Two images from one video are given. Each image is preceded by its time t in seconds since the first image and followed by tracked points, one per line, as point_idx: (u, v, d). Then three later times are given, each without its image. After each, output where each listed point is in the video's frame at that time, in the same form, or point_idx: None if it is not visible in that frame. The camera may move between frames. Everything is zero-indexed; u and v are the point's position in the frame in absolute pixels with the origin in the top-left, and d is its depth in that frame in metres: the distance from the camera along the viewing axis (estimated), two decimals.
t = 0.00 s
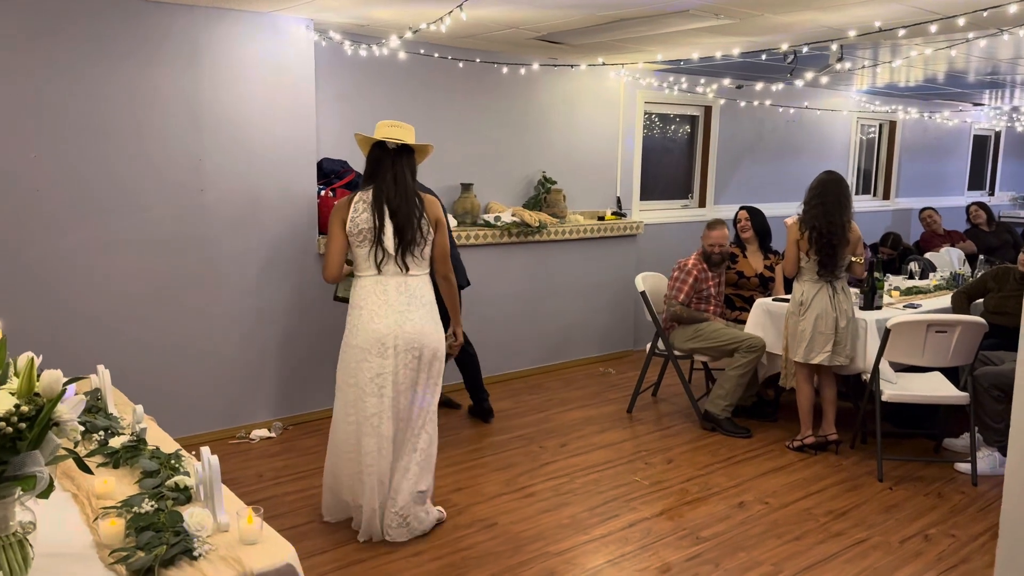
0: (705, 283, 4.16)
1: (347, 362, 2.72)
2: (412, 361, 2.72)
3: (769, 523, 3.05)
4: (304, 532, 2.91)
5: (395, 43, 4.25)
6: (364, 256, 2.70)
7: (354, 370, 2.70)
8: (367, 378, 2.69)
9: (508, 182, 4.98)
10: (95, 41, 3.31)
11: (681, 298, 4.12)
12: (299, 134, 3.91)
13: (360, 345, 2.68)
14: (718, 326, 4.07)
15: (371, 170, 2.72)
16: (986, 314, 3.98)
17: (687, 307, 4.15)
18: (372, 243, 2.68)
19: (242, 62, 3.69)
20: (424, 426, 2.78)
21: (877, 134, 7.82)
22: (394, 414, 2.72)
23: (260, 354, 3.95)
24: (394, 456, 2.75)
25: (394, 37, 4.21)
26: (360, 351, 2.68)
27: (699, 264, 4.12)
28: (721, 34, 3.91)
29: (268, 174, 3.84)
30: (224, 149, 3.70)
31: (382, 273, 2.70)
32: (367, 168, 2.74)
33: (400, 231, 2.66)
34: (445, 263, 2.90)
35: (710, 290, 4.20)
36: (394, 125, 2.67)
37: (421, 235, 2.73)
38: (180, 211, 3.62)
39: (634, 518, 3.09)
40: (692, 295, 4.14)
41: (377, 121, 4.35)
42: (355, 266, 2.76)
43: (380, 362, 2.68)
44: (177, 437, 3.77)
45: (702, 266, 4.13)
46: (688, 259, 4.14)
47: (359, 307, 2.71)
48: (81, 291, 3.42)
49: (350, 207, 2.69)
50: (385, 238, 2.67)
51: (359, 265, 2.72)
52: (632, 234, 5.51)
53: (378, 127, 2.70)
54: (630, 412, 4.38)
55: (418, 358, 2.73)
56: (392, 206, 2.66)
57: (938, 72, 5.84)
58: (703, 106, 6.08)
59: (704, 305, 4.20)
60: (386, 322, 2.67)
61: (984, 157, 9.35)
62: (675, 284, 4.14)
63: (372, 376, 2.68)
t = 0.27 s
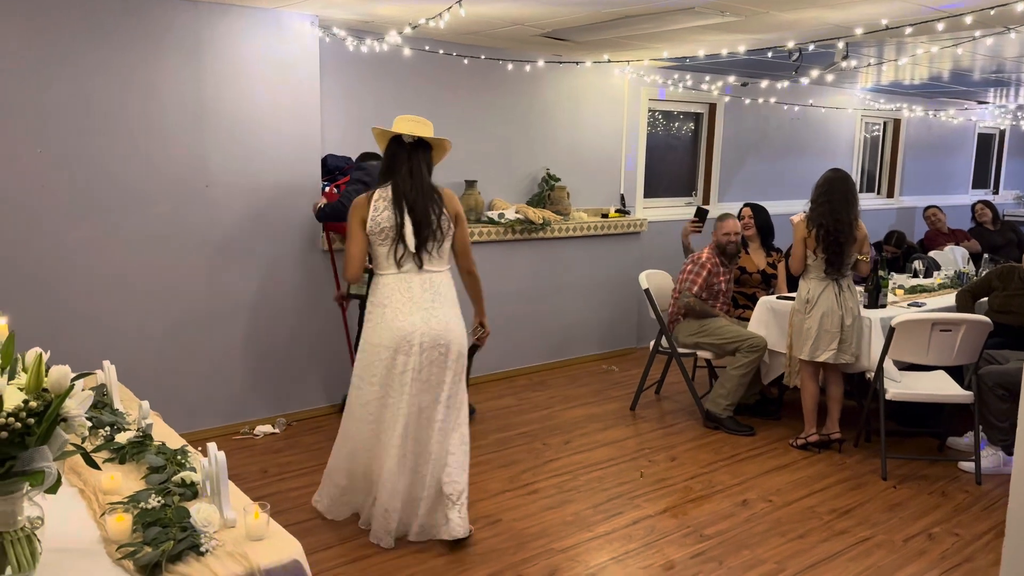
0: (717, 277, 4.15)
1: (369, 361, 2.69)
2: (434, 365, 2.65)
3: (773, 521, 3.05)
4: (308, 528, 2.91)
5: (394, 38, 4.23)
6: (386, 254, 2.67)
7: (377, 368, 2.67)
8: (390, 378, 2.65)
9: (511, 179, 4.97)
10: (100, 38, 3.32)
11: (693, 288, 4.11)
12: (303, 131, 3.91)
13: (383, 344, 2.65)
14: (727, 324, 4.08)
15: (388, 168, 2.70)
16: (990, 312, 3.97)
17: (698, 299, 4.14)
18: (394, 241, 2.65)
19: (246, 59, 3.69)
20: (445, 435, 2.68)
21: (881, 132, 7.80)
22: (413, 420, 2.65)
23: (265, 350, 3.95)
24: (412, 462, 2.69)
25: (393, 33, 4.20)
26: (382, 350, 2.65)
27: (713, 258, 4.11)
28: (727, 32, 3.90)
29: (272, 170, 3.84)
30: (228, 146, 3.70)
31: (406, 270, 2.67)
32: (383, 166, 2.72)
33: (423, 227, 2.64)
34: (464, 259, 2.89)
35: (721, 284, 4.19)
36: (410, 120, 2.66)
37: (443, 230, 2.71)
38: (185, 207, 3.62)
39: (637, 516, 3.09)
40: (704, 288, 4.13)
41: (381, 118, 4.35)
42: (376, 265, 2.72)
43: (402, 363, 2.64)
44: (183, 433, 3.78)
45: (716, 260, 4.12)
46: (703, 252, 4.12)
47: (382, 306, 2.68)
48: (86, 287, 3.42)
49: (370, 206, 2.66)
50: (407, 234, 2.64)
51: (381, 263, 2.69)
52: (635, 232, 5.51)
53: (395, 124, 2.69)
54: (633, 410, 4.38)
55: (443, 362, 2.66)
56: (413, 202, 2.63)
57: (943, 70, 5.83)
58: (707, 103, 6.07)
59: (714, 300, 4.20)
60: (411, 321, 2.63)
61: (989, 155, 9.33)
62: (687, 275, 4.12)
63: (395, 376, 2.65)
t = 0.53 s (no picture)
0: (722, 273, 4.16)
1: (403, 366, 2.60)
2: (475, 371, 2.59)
3: (775, 518, 3.06)
4: (312, 523, 2.92)
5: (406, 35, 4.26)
6: (420, 257, 2.57)
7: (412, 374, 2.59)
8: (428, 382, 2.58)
9: (514, 175, 4.97)
10: (104, 33, 3.32)
11: (700, 283, 4.11)
12: (307, 126, 3.91)
13: (416, 349, 2.57)
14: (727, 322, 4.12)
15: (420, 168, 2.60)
16: (993, 311, 3.97)
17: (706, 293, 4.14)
18: (429, 244, 2.55)
19: (250, 54, 3.69)
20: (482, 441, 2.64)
21: (884, 129, 7.79)
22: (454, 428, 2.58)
23: (268, 345, 3.95)
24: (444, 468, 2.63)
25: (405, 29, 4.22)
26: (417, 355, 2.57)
27: (716, 253, 4.13)
28: (731, 28, 3.90)
29: (276, 166, 3.84)
30: (232, 141, 3.69)
31: (442, 273, 2.58)
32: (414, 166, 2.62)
33: (460, 229, 2.55)
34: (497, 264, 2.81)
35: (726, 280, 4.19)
36: (441, 120, 2.58)
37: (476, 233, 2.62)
38: (189, 202, 3.62)
39: (640, 512, 3.09)
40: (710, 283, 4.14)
41: (384, 114, 4.35)
42: (410, 268, 2.62)
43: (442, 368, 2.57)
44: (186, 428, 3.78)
45: (720, 254, 4.14)
46: (705, 247, 4.14)
47: (417, 310, 2.59)
48: (89, 282, 3.42)
49: (403, 207, 2.56)
50: (443, 237, 2.54)
51: (415, 267, 2.59)
52: (638, 228, 5.51)
53: (427, 124, 2.61)
54: (635, 406, 4.38)
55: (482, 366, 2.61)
56: (448, 203, 2.54)
57: (946, 68, 5.82)
58: (710, 100, 6.06)
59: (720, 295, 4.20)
60: (446, 324, 2.56)
61: (991, 154, 9.32)
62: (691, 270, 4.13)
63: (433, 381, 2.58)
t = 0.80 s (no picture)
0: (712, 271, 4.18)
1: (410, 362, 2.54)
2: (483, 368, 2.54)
3: (775, 515, 3.06)
4: (313, 519, 2.92)
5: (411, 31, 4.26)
6: (427, 248, 2.52)
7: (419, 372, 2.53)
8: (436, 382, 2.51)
9: (515, 172, 4.97)
10: (106, 29, 3.32)
11: (693, 284, 4.11)
12: (308, 123, 3.91)
13: (419, 343, 2.51)
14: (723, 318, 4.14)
15: (434, 159, 2.55)
16: (992, 309, 3.98)
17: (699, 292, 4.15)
18: (437, 234, 2.50)
19: (252, 50, 3.69)
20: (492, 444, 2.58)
21: (883, 127, 7.80)
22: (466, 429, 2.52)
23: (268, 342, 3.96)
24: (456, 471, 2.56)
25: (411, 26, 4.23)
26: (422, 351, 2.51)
27: (705, 251, 4.15)
28: (733, 26, 3.90)
29: (277, 160, 3.84)
30: (234, 137, 3.69)
31: (448, 266, 2.53)
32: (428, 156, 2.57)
33: (470, 224, 2.50)
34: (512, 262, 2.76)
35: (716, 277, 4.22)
36: (458, 113, 2.51)
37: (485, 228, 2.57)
38: (190, 198, 3.61)
39: (640, 509, 3.10)
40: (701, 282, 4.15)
41: (385, 110, 4.34)
42: (415, 257, 2.57)
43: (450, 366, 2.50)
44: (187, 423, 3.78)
45: (709, 253, 4.16)
46: (695, 246, 4.15)
47: (421, 301, 2.52)
48: (91, 278, 3.42)
49: (413, 195, 2.51)
50: (452, 228, 2.49)
51: (420, 257, 2.54)
52: (638, 226, 5.51)
53: (443, 116, 2.53)
54: (635, 403, 4.39)
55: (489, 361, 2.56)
56: (460, 195, 2.49)
57: (947, 66, 5.82)
58: (711, 98, 6.06)
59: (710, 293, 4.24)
60: (451, 317, 2.50)
61: (990, 152, 9.32)
62: (682, 270, 4.14)
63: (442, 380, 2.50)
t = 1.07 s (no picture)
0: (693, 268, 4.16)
1: (403, 369, 2.44)
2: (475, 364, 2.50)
3: (771, 512, 3.07)
4: (310, 516, 2.92)
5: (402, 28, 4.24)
6: (420, 249, 2.44)
7: (416, 378, 2.44)
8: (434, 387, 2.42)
9: (512, 169, 4.97)
10: (103, 25, 3.31)
11: (680, 289, 4.12)
12: (305, 120, 3.90)
13: (412, 348, 2.42)
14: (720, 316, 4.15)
15: (431, 157, 2.46)
16: (988, 307, 4.00)
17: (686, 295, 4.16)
18: (430, 236, 2.42)
19: (250, 46, 3.68)
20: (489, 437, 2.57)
21: (880, 126, 7.81)
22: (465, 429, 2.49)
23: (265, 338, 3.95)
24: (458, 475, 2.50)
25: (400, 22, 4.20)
26: (415, 356, 2.42)
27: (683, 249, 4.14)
28: (731, 24, 3.91)
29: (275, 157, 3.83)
30: (231, 133, 3.69)
31: (441, 268, 2.45)
32: (424, 153, 2.47)
33: (464, 225, 2.43)
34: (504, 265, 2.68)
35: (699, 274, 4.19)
36: (454, 111, 2.42)
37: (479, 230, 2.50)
38: (186, 194, 3.61)
39: (636, 507, 3.10)
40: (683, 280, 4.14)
41: (383, 108, 4.34)
42: (404, 258, 2.47)
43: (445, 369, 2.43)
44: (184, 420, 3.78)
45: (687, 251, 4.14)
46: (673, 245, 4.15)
47: (412, 304, 2.43)
48: (88, 274, 3.42)
49: (406, 193, 2.42)
50: (446, 231, 2.41)
51: (411, 258, 2.45)
52: (635, 224, 5.51)
53: (441, 112, 2.44)
54: (632, 401, 4.40)
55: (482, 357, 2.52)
56: (456, 197, 2.42)
57: (944, 66, 5.84)
58: (708, 96, 6.07)
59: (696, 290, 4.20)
60: (444, 318, 2.43)
61: (986, 151, 9.35)
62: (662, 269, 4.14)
63: (439, 384, 2.42)
